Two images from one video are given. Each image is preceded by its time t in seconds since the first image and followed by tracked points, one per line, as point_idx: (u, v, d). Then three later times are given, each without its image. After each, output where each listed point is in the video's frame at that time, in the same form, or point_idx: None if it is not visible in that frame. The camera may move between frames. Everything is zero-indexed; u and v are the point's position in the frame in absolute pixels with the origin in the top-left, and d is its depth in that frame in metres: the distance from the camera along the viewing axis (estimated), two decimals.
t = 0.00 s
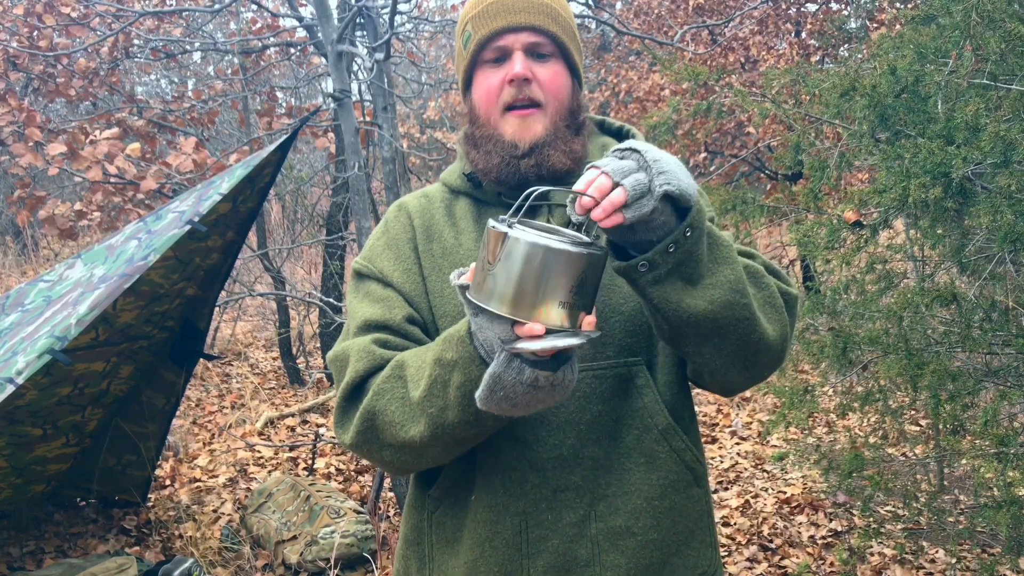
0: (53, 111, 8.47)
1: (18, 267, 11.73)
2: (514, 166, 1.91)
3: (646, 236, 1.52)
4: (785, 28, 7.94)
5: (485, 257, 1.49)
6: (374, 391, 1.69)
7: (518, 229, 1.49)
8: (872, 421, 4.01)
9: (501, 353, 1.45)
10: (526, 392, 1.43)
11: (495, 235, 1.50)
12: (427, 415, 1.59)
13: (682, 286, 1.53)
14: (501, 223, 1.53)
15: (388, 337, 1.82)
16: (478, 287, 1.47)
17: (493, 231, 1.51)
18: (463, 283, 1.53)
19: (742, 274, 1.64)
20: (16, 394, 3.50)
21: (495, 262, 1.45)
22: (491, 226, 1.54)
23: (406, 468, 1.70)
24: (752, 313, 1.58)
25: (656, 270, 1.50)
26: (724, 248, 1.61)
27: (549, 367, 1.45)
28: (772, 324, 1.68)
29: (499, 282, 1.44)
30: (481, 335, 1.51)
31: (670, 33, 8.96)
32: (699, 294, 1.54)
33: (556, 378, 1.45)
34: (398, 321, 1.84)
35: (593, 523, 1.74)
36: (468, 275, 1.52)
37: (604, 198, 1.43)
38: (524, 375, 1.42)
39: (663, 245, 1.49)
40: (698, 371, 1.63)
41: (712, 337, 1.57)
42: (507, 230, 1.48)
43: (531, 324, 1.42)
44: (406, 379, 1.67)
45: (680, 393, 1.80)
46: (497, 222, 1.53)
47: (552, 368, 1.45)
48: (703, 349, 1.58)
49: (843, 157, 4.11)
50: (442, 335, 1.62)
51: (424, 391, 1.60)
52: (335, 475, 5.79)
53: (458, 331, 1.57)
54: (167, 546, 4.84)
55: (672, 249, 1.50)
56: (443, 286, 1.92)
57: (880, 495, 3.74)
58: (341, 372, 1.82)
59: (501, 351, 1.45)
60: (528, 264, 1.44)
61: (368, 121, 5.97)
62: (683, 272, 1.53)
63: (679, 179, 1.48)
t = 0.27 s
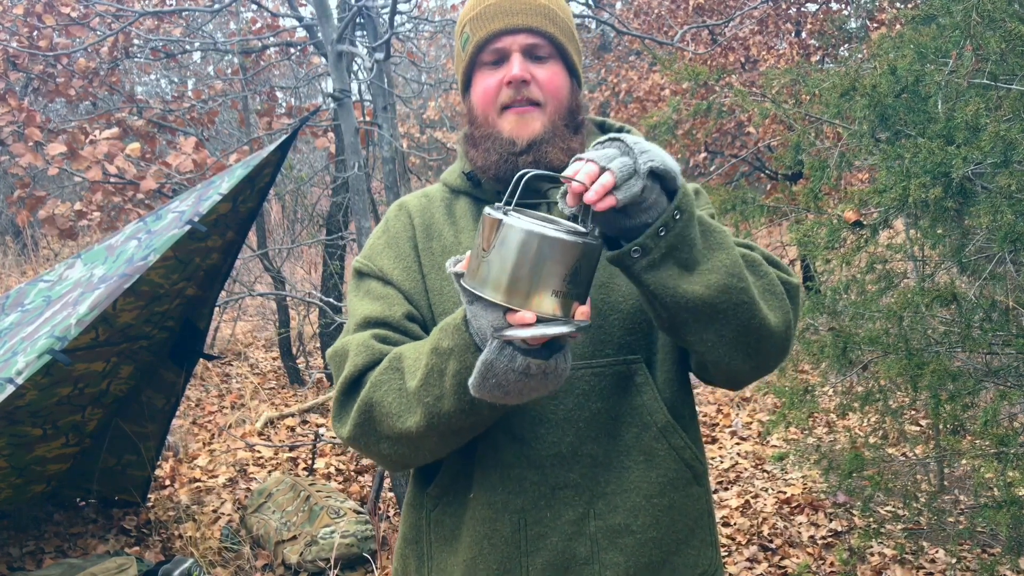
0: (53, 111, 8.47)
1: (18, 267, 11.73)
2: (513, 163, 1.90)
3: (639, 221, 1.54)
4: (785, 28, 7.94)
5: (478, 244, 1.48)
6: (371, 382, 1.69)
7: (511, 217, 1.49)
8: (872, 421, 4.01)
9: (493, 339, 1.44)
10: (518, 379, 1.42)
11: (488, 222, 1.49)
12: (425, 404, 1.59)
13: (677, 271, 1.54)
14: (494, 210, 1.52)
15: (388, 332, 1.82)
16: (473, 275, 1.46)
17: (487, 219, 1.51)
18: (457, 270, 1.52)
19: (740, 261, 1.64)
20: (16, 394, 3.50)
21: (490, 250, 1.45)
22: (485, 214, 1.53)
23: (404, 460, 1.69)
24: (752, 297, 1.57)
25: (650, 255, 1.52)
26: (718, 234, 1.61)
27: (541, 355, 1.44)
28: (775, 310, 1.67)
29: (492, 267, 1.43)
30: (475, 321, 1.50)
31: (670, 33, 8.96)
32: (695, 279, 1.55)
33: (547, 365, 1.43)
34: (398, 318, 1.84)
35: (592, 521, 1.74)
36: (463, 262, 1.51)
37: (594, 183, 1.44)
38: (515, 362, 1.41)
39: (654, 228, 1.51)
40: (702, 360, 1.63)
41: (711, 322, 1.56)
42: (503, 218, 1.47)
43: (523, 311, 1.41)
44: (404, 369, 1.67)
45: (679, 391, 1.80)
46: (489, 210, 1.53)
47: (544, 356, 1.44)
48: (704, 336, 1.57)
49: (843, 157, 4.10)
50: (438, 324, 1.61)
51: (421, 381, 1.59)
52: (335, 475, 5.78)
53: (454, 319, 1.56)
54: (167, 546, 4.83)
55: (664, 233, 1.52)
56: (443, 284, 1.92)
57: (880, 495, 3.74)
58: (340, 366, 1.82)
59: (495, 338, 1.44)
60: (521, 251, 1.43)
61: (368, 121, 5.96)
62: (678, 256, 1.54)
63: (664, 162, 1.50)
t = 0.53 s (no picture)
0: (53, 111, 8.47)
1: (18, 267, 11.74)
2: (510, 164, 1.90)
3: (689, 175, 1.44)
4: (785, 29, 7.94)
5: (487, 244, 1.44)
6: (371, 375, 1.69)
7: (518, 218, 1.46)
8: (872, 421, 4.01)
9: (514, 335, 1.42)
10: (542, 372, 1.42)
11: (494, 222, 1.46)
12: (426, 395, 1.59)
13: (736, 225, 1.48)
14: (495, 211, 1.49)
15: (387, 328, 1.83)
16: (489, 280, 1.42)
17: (492, 219, 1.47)
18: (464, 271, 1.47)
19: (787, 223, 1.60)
20: (16, 394, 3.50)
21: (507, 254, 1.41)
22: (487, 215, 1.50)
23: (404, 453, 1.69)
24: (799, 260, 1.53)
25: (715, 207, 1.45)
26: (773, 192, 1.55)
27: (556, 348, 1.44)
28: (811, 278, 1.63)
29: (509, 265, 1.40)
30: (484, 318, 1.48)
31: (670, 33, 8.95)
32: (751, 235, 1.49)
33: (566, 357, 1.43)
34: (396, 314, 1.85)
35: (590, 518, 1.74)
36: (469, 263, 1.47)
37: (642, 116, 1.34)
38: (539, 357, 1.40)
39: (723, 178, 1.43)
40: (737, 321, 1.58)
41: (762, 282, 1.52)
42: (516, 223, 1.43)
43: (548, 309, 1.40)
44: (403, 362, 1.67)
45: (678, 387, 1.78)
46: (492, 211, 1.50)
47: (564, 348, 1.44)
48: (748, 293, 1.53)
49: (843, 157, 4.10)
50: (438, 315, 1.61)
51: (421, 372, 1.59)
52: (335, 475, 5.78)
53: (455, 311, 1.56)
54: (167, 546, 4.83)
55: (732, 184, 1.44)
56: (442, 281, 1.92)
57: (880, 495, 3.74)
58: (339, 362, 1.83)
59: (517, 337, 1.42)
60: (533, 249, 1.40)
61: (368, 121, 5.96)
62: (740, 210, 1.48)
63: (729, 110, 1.38)
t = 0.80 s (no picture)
0: (53, 111, 8.48)
1: (18, 267, 11.76)
2: (510, 163, 1.89)
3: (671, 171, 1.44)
4: (785, 29, 7.94)
5: (488, 237, 1.44)
6: (370, 372, 1.69)
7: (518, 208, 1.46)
8: (872, 421, 4.01)
9: (525, 324, 1.41)
10: (552, 358, 1.40)
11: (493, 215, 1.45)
12: (426, 390, 1.59)
13: (734, 216, 1.46)
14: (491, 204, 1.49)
15: (386, 326, 1.83)
16: (495, 273, 1.41)
17: (488, 212, 1.47)
18: (464, 269, 1.46)
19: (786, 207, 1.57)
20: (16, 394, 3.50)
21: (511, 246, 1.40)
22: (482, 210, 1.49)
23: (404, 451, 1.69)
24: (804, 239, 1.50)
25: (709, 201, 1.44)
26: (764, 178, 1.54)
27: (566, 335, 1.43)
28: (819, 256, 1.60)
29: (514, 257, 1.40)
30: (488, 311, 1.47)
31: (670, 33, 8.95)
32: (752, 223, 1.47)
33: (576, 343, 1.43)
34: (395, 313, 1.85)
35: (591, 517, 1.74)
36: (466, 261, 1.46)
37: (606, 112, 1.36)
38: (551, 343, 1.39)
39: (712, 171, 1.42)
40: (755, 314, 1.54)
41: (769, 269, 1.48)
42: (518, 214, 1.42)
43: (558, 295, 1.39)
44: (402, 358, 1.67)
45: (679, 385, 1.78)
46: (487, 205, 1.49)
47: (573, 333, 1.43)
48: (762, 283, 1.49)
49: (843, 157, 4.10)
50: (436, 311, 1.61)
51: (422, 368, 1.59)
52: (335, 475, 5.78)
53: (454, 306, 1.56)
54: (167, 546, 4.83)
55: (721, 176, 1.44)
56: (441, 280, 1.92)
57: (880, 495, 3.74)
58: (338, 361, 1.82)
59: (528, 322, 1.41)
60: (541, 235, 1.41)
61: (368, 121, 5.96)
62: (734, 202, 1.46)
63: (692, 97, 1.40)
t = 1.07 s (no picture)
0: (53, 111, 8.48)
1: (19, 267, 11.76)
2: (509, 162, 1.88)
3: (642, 164, 1.40)
4: (785, 28, 7.93)
5: (511, 231, 1.43)
6: (370, 369, 1.68)
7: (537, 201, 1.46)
8: (872, 421, 4.00)
9: (545, 316, 1.40)
10: (572, 349, 1.41)
11: (512, 210, 1.45)
12: (427, 388, 1.59)
13: (707, 219, 1.45)
14: (504, 201, 1.47)
15: (385, 323, 1.82)
16: (524, 268, 1.39)
17: (505, 208, 1.46)
18: (476, 269, 1.42)
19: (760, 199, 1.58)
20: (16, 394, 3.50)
21: (540, 236, 1.40)
22: (494, 207, 1.48)
23: (403, 448, 1.69)
24: (785, 226, 1.50)
25: (675, 210, 1.42)
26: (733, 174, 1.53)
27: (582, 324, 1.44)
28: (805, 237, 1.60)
29: (544, 247, 1.39)
30: (500, 306, 1.46)
31: (670, 33, 8.95)
32: (729, 221, 1.47)
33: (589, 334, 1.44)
34: (393, 311, 1.84)
35: (589, 516, 1.74)
36: (477, 262, 1.42)
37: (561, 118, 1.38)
38: (573, 334, 1.40)
39: (671, 175, 1.40)
40: (753, 310, 1.54)
41: (756, 263, 1.49)
42: (541, 205, 1.43)
43: (580, 283, 1.39)
44: (403, 355, 1.66)
45: (676, 383, 1.78)
46: (500, 200, 1.48)
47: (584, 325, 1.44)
48: (753, 279, 1.49)
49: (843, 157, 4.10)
50: (441, 310, 1.61)
51: (423, 365, 1.59)
52: (335, 475, 5.78)
53: (457, 304, 1.56)
54: (167, 546, 4.84)
55: (681, 181, 1.41)
56: (441, 278, 1.92)
57: (880, 495, 3.74)
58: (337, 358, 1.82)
59: (549, 313, 1.41)
60: (571, 225, 1.42)
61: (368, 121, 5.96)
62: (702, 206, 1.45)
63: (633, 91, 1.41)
